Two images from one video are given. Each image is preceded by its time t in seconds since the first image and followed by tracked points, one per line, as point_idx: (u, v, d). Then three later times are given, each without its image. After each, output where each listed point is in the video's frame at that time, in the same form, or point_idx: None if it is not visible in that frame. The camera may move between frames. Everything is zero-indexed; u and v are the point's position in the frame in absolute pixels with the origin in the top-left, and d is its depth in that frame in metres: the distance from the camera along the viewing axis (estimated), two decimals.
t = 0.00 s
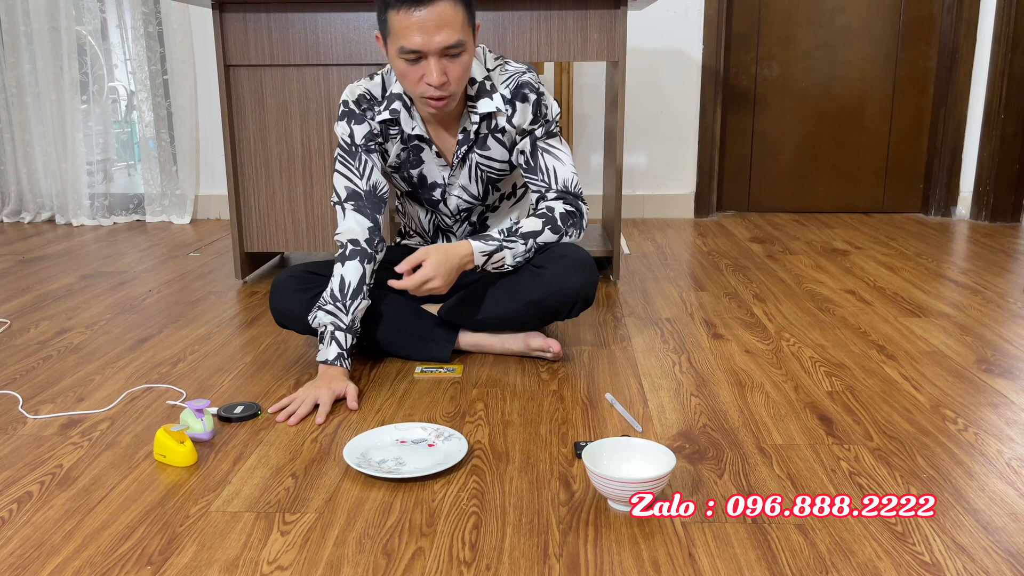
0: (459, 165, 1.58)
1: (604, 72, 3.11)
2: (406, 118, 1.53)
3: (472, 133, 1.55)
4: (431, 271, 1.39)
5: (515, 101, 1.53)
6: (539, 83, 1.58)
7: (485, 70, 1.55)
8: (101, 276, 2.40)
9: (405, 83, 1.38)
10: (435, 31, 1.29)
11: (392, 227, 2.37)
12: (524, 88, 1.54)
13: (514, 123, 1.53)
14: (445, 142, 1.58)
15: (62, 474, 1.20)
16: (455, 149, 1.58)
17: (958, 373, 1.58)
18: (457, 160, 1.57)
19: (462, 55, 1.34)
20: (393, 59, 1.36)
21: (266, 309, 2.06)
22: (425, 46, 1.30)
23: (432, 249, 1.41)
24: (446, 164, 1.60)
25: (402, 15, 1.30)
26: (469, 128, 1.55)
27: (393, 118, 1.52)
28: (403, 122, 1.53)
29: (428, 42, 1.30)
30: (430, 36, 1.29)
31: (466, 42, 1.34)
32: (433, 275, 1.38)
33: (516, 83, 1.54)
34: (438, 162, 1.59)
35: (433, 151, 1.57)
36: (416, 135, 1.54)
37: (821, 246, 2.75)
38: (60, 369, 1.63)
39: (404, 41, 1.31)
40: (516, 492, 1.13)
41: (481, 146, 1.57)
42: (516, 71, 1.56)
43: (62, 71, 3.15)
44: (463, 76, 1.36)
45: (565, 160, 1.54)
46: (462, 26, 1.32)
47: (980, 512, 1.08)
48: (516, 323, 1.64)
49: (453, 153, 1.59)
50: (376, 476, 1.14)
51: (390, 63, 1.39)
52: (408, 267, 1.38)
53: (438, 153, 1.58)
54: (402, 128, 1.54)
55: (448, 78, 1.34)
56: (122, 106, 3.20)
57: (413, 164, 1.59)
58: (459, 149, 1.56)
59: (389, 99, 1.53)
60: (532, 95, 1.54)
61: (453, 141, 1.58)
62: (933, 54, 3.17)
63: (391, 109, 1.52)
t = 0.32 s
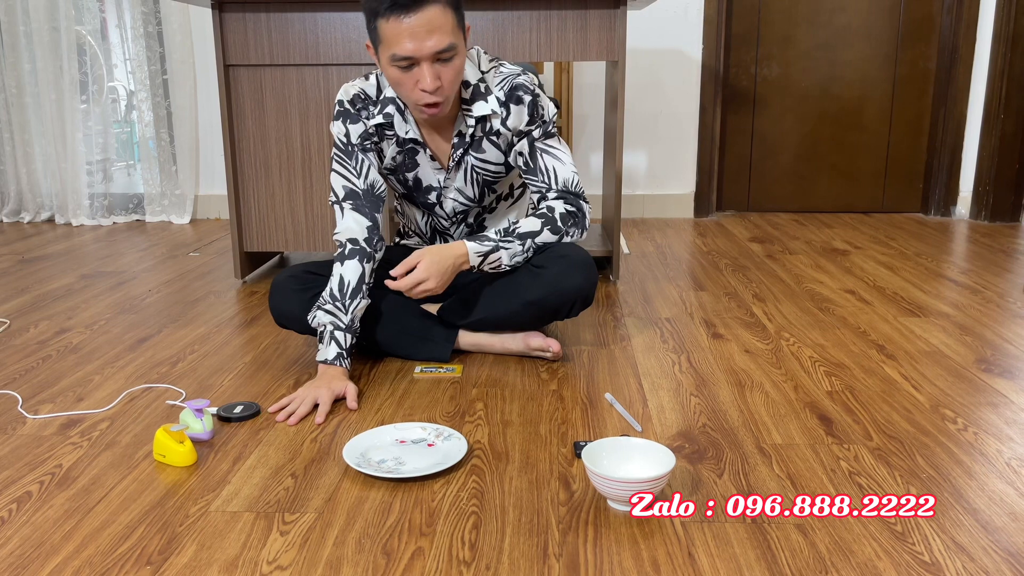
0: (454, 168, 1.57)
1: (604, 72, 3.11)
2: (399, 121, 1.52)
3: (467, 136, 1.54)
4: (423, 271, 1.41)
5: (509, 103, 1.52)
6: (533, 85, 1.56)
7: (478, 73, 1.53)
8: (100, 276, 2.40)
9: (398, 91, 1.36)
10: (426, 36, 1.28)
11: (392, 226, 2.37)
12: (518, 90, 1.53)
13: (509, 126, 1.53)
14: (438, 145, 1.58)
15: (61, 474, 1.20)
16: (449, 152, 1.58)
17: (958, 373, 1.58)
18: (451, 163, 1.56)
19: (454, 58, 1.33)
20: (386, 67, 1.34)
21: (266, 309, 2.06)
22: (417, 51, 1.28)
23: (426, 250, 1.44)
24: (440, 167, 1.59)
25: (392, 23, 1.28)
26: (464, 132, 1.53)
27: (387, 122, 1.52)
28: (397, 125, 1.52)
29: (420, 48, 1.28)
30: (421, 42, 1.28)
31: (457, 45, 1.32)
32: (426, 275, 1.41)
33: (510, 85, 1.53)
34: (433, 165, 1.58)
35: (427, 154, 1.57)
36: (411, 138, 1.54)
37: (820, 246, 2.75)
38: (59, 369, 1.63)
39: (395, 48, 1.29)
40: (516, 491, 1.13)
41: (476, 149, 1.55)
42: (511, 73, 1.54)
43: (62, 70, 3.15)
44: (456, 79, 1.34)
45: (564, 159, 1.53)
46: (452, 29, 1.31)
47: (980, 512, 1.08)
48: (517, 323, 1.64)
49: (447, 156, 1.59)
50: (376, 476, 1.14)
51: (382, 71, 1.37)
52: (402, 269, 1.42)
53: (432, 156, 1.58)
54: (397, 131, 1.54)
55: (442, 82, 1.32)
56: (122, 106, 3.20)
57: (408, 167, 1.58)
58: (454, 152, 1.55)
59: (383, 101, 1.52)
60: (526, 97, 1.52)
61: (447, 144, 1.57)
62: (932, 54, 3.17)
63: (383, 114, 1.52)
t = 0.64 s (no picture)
0: (448, 174, 1.56)
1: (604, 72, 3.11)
2: (396, 126, 1.51)
3: (461, 144, 1.51)
4: (479, 339, 1.09)
5: (502, 112, 1.45)
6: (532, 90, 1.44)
7: (475, 80, 1.48)
8: (100, 276, 2.40)
9: (388, 98, 1.34)
10: (412, 48, 1.25)
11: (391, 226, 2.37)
12: (512, 98, 1.43)
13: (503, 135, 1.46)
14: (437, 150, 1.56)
15: (61, 473, 1.20)
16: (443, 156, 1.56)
17: (958, 373, 1.58)
18: (446, 168, 1.54)
19: (445, 69, 1.29)
20: (377, 75, 1.32)
21: (266, 309, 2.06)
22: (405, 63, 1.26)
23: (465, 326, 1.11)
24: (435, 172, 1.58)
25: (379, 34, 1.25)
26: (457, 139, 1.51)
27: (383, 126, 1.51)
28: (393, 130, 1.51)
29: (408, 59, 1.26)
30: (409, 53, 1.25)
31: (447, 56, 1.29)
32: (484, 343, 1.09)
33: (505, 93, 1.44)
34: (428, 171, 1.57)
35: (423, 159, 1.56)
36: (406, 143, 1.52)
37: (820, 245, 2.75)
38: (59, 369, 1.63)
39: (383, 59, 1.27)
40: (516, 491, 1.13)
41: (470, 157, 1.53)
42: (507, 82, 1.45)
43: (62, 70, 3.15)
44: (447, 90, 1.31)
45: (561, 152, 1.32)
46: (442, 40, 1.28)
47: (980, 511, 1.09)
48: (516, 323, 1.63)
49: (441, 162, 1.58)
50: (375, 476, 1.14)
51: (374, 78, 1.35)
52: (458, 365, 1.09)
53: (428, 161, 1.57)
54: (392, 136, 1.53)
55: (431, 93, 1.29)
56: (121, 106, 3.20)
57: (405, 170, 1.58)
58: (448, 159, 1.53)
59: (380, 106, 1.51)
60: (518, 104, 1.42)
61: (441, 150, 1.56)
62: (932, 54, 3.17)
63: (381, 117, 1.51)
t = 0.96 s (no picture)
0: (445, 189, 1.56)
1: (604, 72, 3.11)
2: (390, 138, 1.51)
3: (458, 159, 1.50)
4: (474, 390, 1.23)
5: (499, 133, 1.43)
6: (530, 113, 1.44)
7: (474, 96, 1.45)
8: (99, 276, 2.40)
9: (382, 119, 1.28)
10: (404, 69, 1.18)
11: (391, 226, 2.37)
12: (508, 121, 1.43)
13: (498, 156, 1.45)
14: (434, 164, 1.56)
15: (61, 473, 1.20)
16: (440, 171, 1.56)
17: (958, 373, 1.58)
18: (445, 183, 1.54)
19: (439, 90, 1.23)
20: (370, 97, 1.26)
21: (265, 309, 2.06)
22: (396, 86, 1.20)
23: (456, 375, 1.24)
24: (432, 186, 1.58)
25: (370, 56, 1.19)
26: (455, 154, 1.49)
27: (377, 138, 1.51)
28: (386, 142, 1.51)
29: (399, 81, 1.19)
30: (399, 75, 1.19)
31: (442, 76, 1.22)
32: (479, 394, 1.23)
33: (503, 114, 1.43)
34: (424, 184, 1.58)
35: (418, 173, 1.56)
36: (400, 157, 1.52)
37: (820, 245, 2.75)
38: (58, 369, 1.63)
39: (374, 81, 1.21)
40: (516, 491, 1.13)
41: (468, 174, 1.52)
42: (505, 103, 1.43)
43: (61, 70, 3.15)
44: (443, 110, 1.25)
45: (552, 181, 1.35)
46: (435, 60, 1.21)
47: (980, 511, 1.09)
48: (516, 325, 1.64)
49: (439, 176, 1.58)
50: (375, 474, 1.13)
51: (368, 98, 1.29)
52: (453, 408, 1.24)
53: (425, 175, 1.57)
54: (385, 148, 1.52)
55: (425, 115, 1.22)
56: (121, 105, 3.20)
57: (400, 180, 1.58)
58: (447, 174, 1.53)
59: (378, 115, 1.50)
60: (515, 127, 1.42)
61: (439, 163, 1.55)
62: (932, 54, 3.17)
63: (377, 130, 1.50)
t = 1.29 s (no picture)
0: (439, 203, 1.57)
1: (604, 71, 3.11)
2: (382, 152, 1.49)
3: (450, 177, 1.50)
4: (470, 389, 1.20)
5: (492, 154, 1.42)
6: (526, 131, 1.43)
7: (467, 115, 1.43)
8: (100, 275, 2.40)
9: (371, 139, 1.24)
10: (390, 95, 1.14)
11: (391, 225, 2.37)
12: (502, 141, 1.41)
13: (493, 175, 1.44)
14: (427, 181, 1.57)
15: (62, 472, 1.20)
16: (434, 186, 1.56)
17: (958, 372, 1.58)
18: (437, 200, 1.55)
19: (427, 112, 1.19)
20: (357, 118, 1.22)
21: (266, 308, 2.06)
22: (382, 111, 1.16)
23: (451, 372, 1.22)
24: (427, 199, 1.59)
25: (354, 82, 1.15)
26: (446, 171, 1.49)
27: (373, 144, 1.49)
28: (380, 155, 1.50)
29: (386, 107, 1.15)
30: (386, 101, 1.15)
31: (429, 97, 1.18)
32: (475, 391, 1.21)
33: (497, 135, 1.41)
34: (419, 197, 1.59)
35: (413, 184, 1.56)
36: (395, 170, 1.52)
37: (820, 245, 2.75)
38: (59, 368, 1.63)
39: (360, 106, 1.17)
40: (516, 490, 1.13)
41: (461, 192, 1.53)
42: (499, 123, 1.42)
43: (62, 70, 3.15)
44: (432, 131, 1.21)
45: (558, 199, 1.35)
46: (421, 83, 1.17)
47: (981, 510, 1.08)
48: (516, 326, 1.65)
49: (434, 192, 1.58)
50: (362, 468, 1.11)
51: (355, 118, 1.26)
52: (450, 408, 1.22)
53: (419, 188, 1.58)
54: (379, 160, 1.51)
55: (414, 137, 1.19)
56: (122, 105, 3.20)
57: (396, 190, 1.58)
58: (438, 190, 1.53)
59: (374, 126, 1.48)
60: (510, 148, 1.41)
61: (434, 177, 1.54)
62: (932, 53, 3.17)
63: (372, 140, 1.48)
